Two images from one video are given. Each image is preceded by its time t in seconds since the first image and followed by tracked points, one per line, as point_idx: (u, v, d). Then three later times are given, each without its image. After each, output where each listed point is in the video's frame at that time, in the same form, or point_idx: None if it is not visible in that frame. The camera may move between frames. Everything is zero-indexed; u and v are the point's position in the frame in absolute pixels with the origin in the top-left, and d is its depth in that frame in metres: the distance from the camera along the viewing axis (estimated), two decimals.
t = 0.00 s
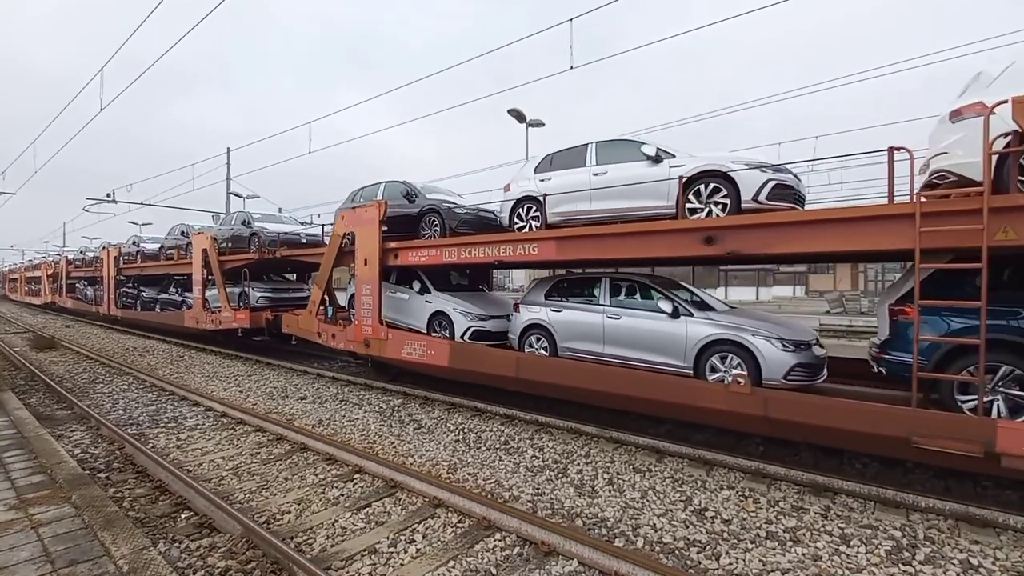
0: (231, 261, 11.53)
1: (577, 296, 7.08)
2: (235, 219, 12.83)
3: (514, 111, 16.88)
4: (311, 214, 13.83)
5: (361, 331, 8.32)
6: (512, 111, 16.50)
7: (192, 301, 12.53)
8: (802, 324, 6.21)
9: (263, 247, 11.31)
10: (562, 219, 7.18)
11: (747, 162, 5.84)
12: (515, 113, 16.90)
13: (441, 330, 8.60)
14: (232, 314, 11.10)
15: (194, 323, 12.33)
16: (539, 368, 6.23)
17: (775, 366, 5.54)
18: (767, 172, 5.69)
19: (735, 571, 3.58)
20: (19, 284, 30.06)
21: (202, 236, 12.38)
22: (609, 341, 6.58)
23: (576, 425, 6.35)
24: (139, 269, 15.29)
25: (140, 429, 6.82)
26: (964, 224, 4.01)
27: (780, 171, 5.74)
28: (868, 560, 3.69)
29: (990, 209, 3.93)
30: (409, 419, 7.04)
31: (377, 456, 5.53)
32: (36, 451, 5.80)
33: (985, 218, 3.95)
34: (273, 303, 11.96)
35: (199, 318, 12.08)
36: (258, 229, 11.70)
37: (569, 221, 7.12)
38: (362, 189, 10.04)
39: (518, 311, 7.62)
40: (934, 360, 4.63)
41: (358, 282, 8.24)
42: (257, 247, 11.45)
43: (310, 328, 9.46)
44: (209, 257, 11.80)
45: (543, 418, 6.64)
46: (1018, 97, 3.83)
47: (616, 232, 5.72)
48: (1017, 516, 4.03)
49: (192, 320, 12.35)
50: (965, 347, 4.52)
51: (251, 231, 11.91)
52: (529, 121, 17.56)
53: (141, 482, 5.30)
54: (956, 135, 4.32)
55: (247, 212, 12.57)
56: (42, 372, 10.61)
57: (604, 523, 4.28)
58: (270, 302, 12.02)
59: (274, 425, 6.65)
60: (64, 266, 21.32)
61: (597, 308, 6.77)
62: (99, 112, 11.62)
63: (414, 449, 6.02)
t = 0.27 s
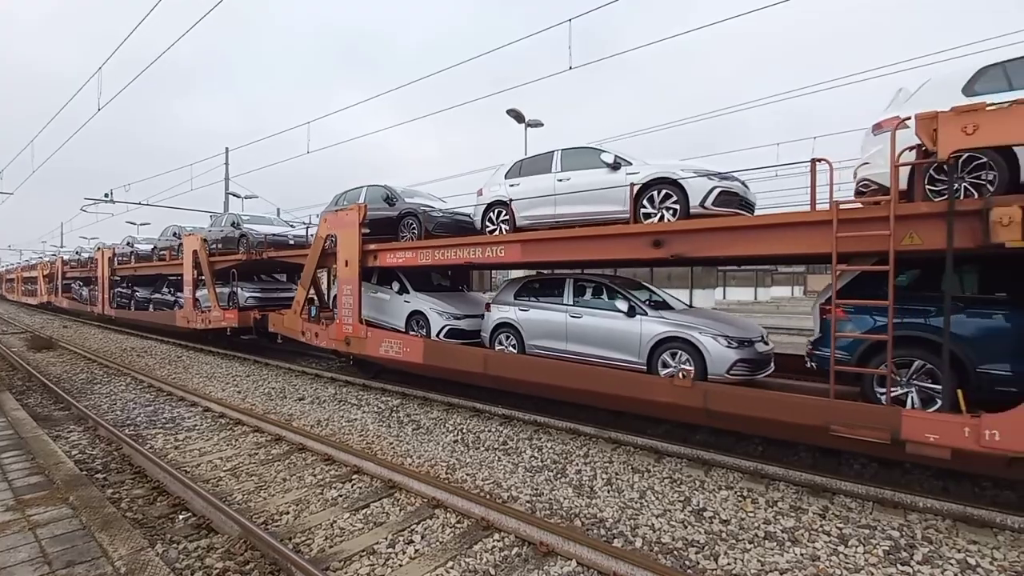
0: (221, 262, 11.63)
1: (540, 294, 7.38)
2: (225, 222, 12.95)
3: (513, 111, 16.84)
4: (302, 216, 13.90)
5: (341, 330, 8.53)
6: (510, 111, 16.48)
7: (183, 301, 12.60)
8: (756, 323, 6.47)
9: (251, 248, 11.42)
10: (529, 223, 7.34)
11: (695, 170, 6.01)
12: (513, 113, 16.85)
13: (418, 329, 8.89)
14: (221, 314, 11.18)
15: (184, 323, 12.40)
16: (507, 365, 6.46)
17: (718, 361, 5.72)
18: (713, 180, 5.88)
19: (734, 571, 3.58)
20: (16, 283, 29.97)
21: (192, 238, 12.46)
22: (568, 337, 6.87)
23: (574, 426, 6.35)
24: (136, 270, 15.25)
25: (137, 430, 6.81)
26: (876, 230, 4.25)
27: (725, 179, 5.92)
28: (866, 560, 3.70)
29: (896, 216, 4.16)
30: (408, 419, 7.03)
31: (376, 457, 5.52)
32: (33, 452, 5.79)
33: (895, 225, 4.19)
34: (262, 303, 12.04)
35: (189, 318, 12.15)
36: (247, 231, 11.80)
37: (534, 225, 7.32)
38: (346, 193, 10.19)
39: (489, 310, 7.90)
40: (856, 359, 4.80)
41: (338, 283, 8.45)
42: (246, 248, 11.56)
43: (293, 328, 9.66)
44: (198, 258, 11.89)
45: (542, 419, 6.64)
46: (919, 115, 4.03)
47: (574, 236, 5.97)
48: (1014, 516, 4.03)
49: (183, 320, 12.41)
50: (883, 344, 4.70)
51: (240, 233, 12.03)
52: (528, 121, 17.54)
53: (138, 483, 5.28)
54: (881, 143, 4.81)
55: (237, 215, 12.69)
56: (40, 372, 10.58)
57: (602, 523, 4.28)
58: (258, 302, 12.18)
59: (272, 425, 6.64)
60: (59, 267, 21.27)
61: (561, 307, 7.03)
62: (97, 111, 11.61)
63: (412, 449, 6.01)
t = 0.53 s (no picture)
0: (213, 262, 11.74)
1: (512, 294, 7.66)
2: (217, 223, 13.03)
3: (513, 111, 16.82)
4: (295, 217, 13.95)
5: (326, 329, 8.86)
6: (511, 111, 16.48)
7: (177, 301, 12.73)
8: (714, 322, 6.82)
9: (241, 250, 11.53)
10: (500, 226, 7.73)
11: (652, 177, 6.43)
12: (514, 113, 16.84)
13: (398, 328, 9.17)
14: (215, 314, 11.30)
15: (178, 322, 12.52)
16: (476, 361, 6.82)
17: (669, 358, 6.03)
18: (667, 187, 6.31)
19: (734, 572, 3.58)
20: (16, 283, 29.97)
21: (184, 239, 12.57)
22: (537, 335, 7.18)
23: (575, 426, 6.35)
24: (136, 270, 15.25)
25: (138, 430, 6.82)
26: (800, 234, 4.68)
27: (678, 186, 6.37)
28: (866, 561, 3.69)
29: (819, 222, 4.56)
30: (408, 420, 7.03)
31: (376, 457, 5.52)
32: (33, 452, 5.80)
33: (817, 229, 4.61)
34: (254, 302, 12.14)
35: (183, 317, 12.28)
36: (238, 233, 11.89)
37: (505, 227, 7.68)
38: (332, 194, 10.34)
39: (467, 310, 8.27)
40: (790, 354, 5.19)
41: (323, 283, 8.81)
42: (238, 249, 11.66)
43: (280, 326, 9.96)
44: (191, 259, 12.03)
45: (542, 419, 6.64)
46: (838, 129, 4.39)
47: (540, 239, 6.43)
48: (1015, 517, 4.02)
49: (177, 319, 12.51)
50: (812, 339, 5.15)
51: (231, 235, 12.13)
52: (529, 121, 17.52)
53: (138, 484, 5.29)
54: (811, 155, 5.25)
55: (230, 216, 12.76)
56: (40, 372, 10.58)
57: (602, 523, 4.28)
58: (249, 302, 12.27)
59: (273, 426, 6.64)
60: (59, 267, 21.26)
61: (530, 306, 7.34)
62: (97, 111, 11.60)
63: (412, 449, 6.01)
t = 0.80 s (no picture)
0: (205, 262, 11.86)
1: (488, 295, 7.96)
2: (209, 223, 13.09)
3: (513, 110, 16.81)
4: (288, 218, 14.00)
5: (312, 328, 9.13)
6: (510, 111, 16.49)
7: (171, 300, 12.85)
8: (673, 321, 7.20)
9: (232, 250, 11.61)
10: (475, 229, 8.10)
11: (613, 182, 6.73)
12: (513, 113, 16.83)
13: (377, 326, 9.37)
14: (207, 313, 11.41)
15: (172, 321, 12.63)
16: (449, 359, 7.18)
17: (628, 354, 6.31)
18: (626, 192, 6.54)
19: (734, 572, 3.57)
20: (17, 283, 29.96)
21: (178, 239, 12.66)
22: (510, 331, 7.50)
23: (575, 426, 6.35)
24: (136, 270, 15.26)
25: (138, 430, 6.83)
26: (737, 238, 4.93)
27: (638, 191, 6.59)
28: (866, 561, 3.69)
29: (752, 228, 4.81)
30: (408, 420, 7.03)
31: (376, 457, 5.52)
32: (34, 452, 5.80)
33: (753, 234, 4.86)
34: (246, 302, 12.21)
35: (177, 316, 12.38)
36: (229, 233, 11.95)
37: (482, 230, 8.04)
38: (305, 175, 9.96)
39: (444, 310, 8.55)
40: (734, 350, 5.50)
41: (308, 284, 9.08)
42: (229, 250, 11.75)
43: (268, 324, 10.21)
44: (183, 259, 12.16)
45: (543, 419, 6.64)
46: (767, 141, 4.62)
47: (505, 242, 6.70)
48: (1016, 517, 4.02)
49: (171, 318, 12.61)
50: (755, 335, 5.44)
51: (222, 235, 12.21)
52: (529, 121, 17.51)
53: (139, 484, 5.29)
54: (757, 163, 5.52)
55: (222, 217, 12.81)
56: (40, 372, 10.59)
57: (603, 524, 4.27)
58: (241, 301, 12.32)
59: (273, 426, 6.64)
60: (59, 267, 21.27)
61: (503, 306, 7.66)
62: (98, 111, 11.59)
63: (412, 450, 6.01)
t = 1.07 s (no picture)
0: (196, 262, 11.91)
1: (462, 294, 8.13)
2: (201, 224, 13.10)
3: (513, 110, 16.82)
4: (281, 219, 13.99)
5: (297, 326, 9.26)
6: (510, 111, 16.48)
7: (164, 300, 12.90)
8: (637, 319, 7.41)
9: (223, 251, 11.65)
10: (450, 231, 8.26)
11: (578, 188, 6.92)
12: (513, 113, 16.84)
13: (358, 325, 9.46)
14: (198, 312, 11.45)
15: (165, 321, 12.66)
16: (429, 356, 7.35)
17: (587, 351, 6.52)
18: (590, 198, 6.75)
19: (734, 572, 3.57)
20: (16, 282, 29.92)
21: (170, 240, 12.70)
22: (483, 329, 7.66)
23: (575, 426, 6.35)
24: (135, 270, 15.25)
25: (137, 430, 6.82)
26: (681, 241, 5.25)
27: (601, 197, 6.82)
28: (866, 561, 3.69)
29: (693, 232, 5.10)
30: (408, 420, 7.02)
31: (376, 457, 5.52)
32: (32, 452, 5.80)
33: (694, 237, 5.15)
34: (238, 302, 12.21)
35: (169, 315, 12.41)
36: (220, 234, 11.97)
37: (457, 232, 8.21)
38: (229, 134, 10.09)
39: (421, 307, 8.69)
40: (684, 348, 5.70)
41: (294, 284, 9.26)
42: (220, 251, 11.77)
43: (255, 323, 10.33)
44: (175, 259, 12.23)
45: (542, 419, 6.64)
46: (707, 150, 4.87)
47: (476, 244, 6.98)
48: (1015, 517, 4.02)
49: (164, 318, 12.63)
50: (701, 333, 5.65)
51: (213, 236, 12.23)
52: (529, 121, 17.52)
53: (138, 484, 5.28)
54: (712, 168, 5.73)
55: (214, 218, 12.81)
56: (39, 372, 10.58)
57: (602, 523, 4.27)
58: (232, 302, 12.31)
59: (272, 426, 6.64)
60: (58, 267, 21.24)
61: (476, 304, 7.84)
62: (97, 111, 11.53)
63: (412, 449, 6.01)
